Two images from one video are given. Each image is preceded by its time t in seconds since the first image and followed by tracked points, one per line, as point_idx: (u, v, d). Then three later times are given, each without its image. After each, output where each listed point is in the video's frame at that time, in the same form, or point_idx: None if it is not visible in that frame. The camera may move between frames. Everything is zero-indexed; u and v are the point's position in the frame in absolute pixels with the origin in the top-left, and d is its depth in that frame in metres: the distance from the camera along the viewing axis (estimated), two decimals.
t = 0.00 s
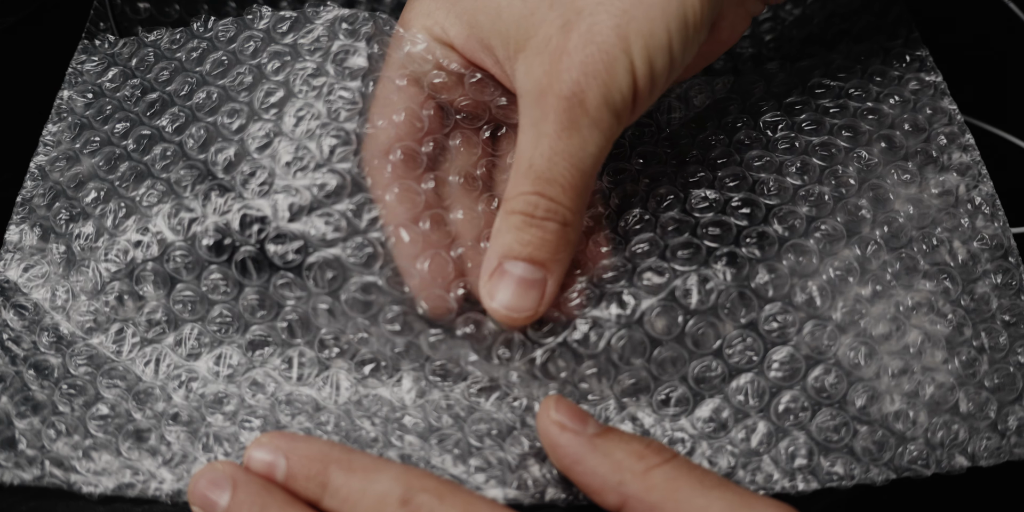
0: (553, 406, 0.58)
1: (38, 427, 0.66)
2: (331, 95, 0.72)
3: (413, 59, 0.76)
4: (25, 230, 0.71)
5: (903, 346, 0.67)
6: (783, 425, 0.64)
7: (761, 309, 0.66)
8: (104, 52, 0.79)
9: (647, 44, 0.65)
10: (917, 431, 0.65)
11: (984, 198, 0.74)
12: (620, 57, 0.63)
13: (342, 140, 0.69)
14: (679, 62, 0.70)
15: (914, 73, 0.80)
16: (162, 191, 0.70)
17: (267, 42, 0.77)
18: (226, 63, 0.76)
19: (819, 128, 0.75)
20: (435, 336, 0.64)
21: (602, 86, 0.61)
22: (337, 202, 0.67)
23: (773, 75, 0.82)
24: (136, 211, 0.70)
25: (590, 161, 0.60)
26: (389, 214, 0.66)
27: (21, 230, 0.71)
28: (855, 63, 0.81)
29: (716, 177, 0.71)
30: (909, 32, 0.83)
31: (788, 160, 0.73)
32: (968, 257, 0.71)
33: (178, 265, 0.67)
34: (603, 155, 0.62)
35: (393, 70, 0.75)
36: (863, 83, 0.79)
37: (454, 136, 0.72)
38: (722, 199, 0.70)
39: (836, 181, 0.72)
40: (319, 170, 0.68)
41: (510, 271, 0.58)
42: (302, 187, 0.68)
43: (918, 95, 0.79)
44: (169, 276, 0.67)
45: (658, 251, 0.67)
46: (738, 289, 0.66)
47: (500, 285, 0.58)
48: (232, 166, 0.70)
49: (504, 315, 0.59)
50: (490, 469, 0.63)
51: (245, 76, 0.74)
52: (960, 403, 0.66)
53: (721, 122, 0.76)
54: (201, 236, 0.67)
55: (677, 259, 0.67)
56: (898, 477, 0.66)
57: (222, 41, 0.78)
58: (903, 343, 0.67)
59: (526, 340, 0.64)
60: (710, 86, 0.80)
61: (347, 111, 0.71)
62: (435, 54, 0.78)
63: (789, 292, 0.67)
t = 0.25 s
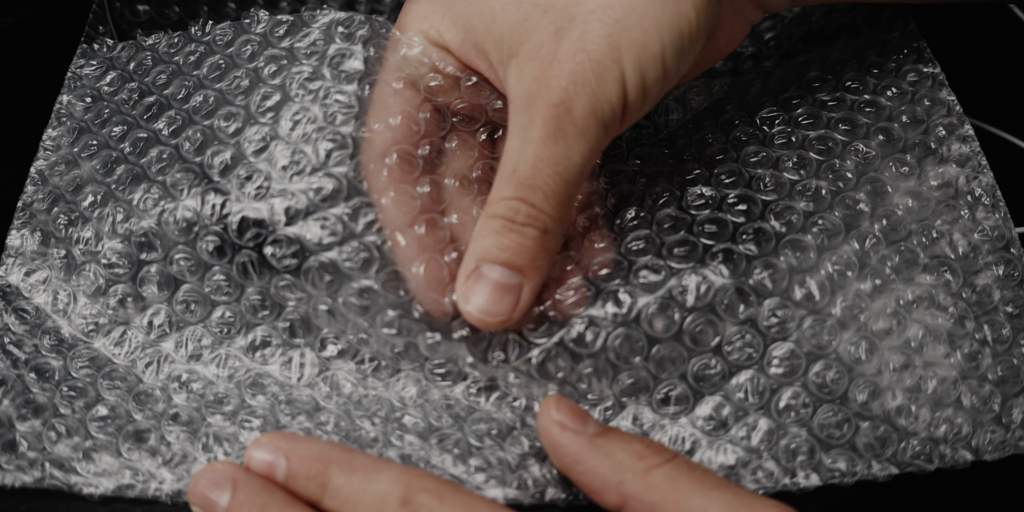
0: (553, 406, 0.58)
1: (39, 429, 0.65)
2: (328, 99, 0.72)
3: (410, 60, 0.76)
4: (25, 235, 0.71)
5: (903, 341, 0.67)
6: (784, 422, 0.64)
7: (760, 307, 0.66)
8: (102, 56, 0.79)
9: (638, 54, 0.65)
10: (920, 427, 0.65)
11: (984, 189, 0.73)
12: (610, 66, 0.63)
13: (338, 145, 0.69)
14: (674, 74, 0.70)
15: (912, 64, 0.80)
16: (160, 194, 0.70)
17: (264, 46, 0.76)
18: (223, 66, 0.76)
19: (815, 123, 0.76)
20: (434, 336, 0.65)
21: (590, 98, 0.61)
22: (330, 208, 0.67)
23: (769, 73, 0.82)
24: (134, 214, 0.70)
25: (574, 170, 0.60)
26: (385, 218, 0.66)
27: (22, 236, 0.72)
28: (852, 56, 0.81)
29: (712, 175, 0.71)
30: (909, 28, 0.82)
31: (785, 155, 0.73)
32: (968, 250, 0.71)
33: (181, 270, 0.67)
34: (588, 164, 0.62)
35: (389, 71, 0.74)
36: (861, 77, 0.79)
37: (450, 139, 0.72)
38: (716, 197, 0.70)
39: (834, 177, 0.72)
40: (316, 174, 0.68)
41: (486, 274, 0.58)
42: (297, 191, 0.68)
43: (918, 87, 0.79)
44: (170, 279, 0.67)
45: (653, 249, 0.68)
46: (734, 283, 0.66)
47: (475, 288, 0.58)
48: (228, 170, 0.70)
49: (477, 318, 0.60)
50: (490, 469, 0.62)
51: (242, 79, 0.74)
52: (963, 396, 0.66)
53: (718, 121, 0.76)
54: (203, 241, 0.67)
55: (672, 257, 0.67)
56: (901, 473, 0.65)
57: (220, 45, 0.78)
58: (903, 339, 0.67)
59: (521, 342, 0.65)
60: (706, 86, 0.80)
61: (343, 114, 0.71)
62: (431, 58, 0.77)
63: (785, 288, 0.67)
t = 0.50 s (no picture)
0: (554, 406, 0.58)
1: (39, 430, 0.66)
2: (327, 101, 0.72)
3: (410, 60, 0.76)
4: (27, 238, 0.72)
5: (903, 341, 0.67)
6: (784, 422, 0.64)
7: (760, 307, 0.66)
8: (101, 58, 0.79)
9: (637, 56, 0.65)
10: (920, 426, 0.65)
11: (984, 188, 0.73)
12: (608, 68, 0.63)
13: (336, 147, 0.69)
14: (674, 80, 0.70)
15: (912, 64, 0.80)
16: (160, 195, 0.70)
17: (265, 50, 0.77)
18: (223, 69, 0.76)
19: (815, 122, 0.76)
20: (433, 335, 0.65)
21: (587, 100, 0.61)
22: (330, 208, 0.67)
23: (769, 73, 0.82)
24: (134, 215, 0.70)
25: (567, 169, 0.60)
26: (385, 219, 0.66)
27: (23, 238, 0.72)
28: (852, 55, 0.81)
29: (713, 175, 0.71)
30: (910, 28, 0.82)
31: (785, 155, 0.73)
32: (968, 249, 0.71)
33: (186, 269, 0.67)
34: (582, 164, 0.62)
35: (389, 70, 0.74)
36: (861, 77, 0.79)
37: (451, 139, 0.72)
38: (716, 196, 0.70)
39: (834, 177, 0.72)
40: (317, 177, 0.68)
41: (473, 267, 0.57)
42: (297, 192, 0.68)
43: (918, 87, 0.79)
44: (173, 279, 0.68)
45: (653, 248, 0.68)
46: (733, 283, 0.66)
47: (462, 281, 0.58)
48: (227, 171, 0.70)
49: (462, 311, 0.59)
50: (490, 469, 0.62)
51: (242, 82, 0.74)
52: (963, 395, 0.66)
53: (717, 120, 0.76)
54: (205, 242, 0.68)
55: (671, 257, 0.67)
56: (901, 473, 0.65)
57: (220, 49, 0.78)
58: (903, 339, 0.67)
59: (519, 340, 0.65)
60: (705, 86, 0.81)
61: (342, 117, 0.71)
62: (432, 57, 0.77)
63: (785, 288, 0.67)
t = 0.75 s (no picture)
0: (554, 406, 0.58)
1: (38, 429, 0.66)
2: (325, 103, 0.71)
3: (411, 58, 0.76)
4: (26, 238, 0.72)
5: (902, 341, 0.67)
6: (784, 422, 0.64)
7: (760, 308, 0.66)
8: (101, 59, 0.79)
9: (632, 54, 0.65)
10: (920, 426, 0.65)
11: (984, 189, 0.73)
12: (603, 65, 0.63)
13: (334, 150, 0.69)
14: (671, 81, 0.69)
15: (912, 64, 0.80)
16: (161, 196, 0.70)
17: (265, 52, 0.77)
18: (223, 71, 0.76)
19: (815, 123, 0.76)
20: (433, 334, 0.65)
21: (579, 96, 0.62)
22: (329, 211, 0.67)
23: (769, 74, 0.82)
24: (135, 215, 0.70)
25: (556, 162, 0.60)
26: (386, 218, 0.66)
27: (23, 238, 0.72)
28: (852, 56, 0.81)
29: (713, 175, 0.71)
30: (910, 28, 0.82)
31: (786, 156, 0.73)
32: (968, 250, 0.71)
33: (188, 269, 0.68)
34: (571, 160, 0.62)
35: (391, 69, 0.74)
36: (861, 77, 0.79)
37: (451, 139, 0.72)
38: (716, 196, 0.70)
39: (834, 178, 0.72)
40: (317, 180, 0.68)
41: (455, 256, 0.57)
42: (297, 195, 0.68)
43: (917, 88, 0.79)
44: (175, 282, 0.68)
45: (652, 248, 0.68)
46: (732, 284, 0.67)
47: (444, 268, 0.57)
48: (227, 173, 0.70)
49: (442, 298, 0.59)
50: (490, 469, 0.62)
51: (241, 85, 0.74)
52: (962, 396, 0.66)
53: (716, 120, 0.76)
54: (208, 243, 0.68)
55: (671, 257, 0.67)
56: (901, 473, 0.65)
57: (220, 50, 0.78)
58: (903, 340, 0.67)
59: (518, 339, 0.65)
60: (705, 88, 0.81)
61: (341, 119, 0.71)
62: (433, 53, 0.78)
63: (785, 289, 0.67)
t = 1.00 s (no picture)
0: (553, 406, 0.58)
1: (38, 428, 0.66)
2: (326, 103, 0.72)
3: (414, 57, 0.76)
4: (27, 237, 0.72)
5: (902, 343, 0.67)
6: (784, 422, 0.64)
7: (760, 309, 0.66)
8: (101, 59, 0.80)
9: (632, 47, 0.65)
10: (920, 427, 0.65)
11: (984, 191, 0.74)
12: (602, 58, 0.63)
13: (334, 150, 0.69)
14: (670, 76, 0.70)
15: (912, 68, 0.80)
16: (161, 196, 0.70)
17: (265, 52, 0.77)
18: (223, 71, 0.76)
19: (816, 125, 0.76)
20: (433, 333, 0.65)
21: (577, 88, 0.62)
22: (329, 211, 0.67)
23: (770, 75, 0.82)
24: (135, 215, 0.70)
25: (550, 153, 0.60)
26: (386, 220, 0.67)
27: (24, 237, 0.72)
28: (852, 58, 0.81)
29: (714, 175, 0.71)
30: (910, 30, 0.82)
31: (787, 157, 0.73)
32: (967, 252, 0.71)
33: (187, 268, 0.68)
34: (567, 153, 0.62)
35: (393, 70, 0.75)
36: (862, 80, 0.79)
37: (453, 137, 0.72)
38: (716, 197, 0.70)
39: (834, 179, 0.72)
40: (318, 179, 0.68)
41: (446, 241, 0.57)
42: (297, 194, 0.68)
43: (917, 91, 0.79)
44: (176, 281, 0.68)
45: (654, 248, 0.68)
46: (732, 285, 0.67)
47: (435, 253, 0.58)
48: (227, 172, 0.70)
49: (432, 283, 0.59)
50: (490, 469, 0.62)
51: (242, 84, 0.74)
52: (962, 398, 0.66)
53: (717, 121, 0.76)
54: (207, 243, 0.68)
55: (672, 257, 0.67)
56: (901, 475, 0.65)
57: (220, 50, 0.78)
58: (903, 341, 0.67)
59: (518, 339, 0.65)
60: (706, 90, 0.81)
61: (341, 120, 0.71)
62: (436, 51, 0.77)
63: (785, 290, 0.67)
